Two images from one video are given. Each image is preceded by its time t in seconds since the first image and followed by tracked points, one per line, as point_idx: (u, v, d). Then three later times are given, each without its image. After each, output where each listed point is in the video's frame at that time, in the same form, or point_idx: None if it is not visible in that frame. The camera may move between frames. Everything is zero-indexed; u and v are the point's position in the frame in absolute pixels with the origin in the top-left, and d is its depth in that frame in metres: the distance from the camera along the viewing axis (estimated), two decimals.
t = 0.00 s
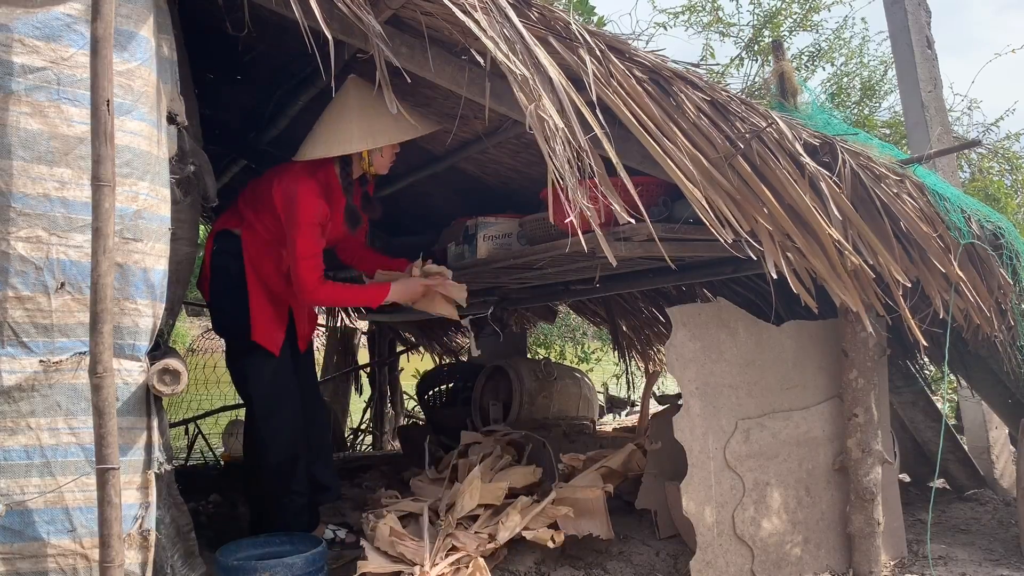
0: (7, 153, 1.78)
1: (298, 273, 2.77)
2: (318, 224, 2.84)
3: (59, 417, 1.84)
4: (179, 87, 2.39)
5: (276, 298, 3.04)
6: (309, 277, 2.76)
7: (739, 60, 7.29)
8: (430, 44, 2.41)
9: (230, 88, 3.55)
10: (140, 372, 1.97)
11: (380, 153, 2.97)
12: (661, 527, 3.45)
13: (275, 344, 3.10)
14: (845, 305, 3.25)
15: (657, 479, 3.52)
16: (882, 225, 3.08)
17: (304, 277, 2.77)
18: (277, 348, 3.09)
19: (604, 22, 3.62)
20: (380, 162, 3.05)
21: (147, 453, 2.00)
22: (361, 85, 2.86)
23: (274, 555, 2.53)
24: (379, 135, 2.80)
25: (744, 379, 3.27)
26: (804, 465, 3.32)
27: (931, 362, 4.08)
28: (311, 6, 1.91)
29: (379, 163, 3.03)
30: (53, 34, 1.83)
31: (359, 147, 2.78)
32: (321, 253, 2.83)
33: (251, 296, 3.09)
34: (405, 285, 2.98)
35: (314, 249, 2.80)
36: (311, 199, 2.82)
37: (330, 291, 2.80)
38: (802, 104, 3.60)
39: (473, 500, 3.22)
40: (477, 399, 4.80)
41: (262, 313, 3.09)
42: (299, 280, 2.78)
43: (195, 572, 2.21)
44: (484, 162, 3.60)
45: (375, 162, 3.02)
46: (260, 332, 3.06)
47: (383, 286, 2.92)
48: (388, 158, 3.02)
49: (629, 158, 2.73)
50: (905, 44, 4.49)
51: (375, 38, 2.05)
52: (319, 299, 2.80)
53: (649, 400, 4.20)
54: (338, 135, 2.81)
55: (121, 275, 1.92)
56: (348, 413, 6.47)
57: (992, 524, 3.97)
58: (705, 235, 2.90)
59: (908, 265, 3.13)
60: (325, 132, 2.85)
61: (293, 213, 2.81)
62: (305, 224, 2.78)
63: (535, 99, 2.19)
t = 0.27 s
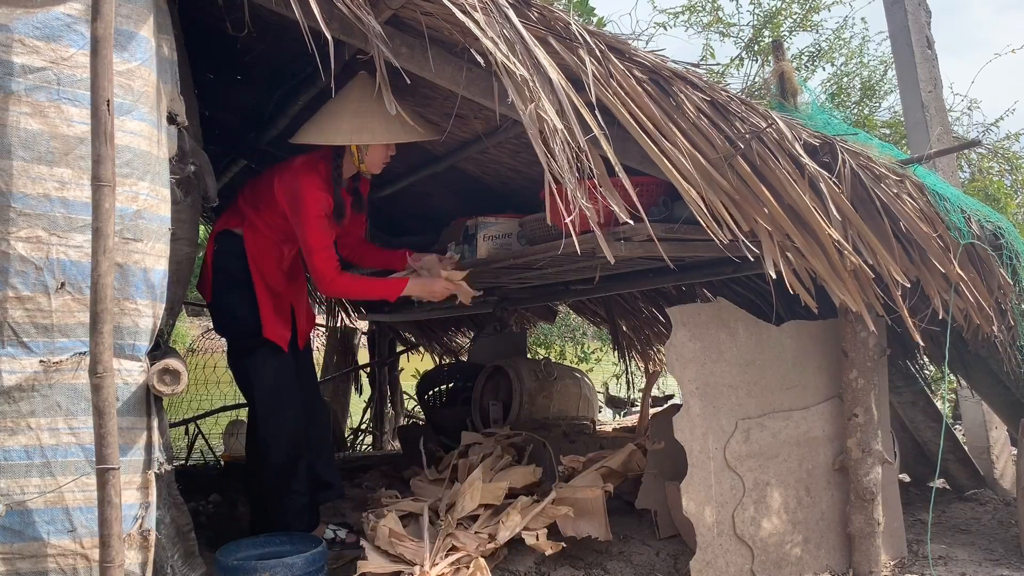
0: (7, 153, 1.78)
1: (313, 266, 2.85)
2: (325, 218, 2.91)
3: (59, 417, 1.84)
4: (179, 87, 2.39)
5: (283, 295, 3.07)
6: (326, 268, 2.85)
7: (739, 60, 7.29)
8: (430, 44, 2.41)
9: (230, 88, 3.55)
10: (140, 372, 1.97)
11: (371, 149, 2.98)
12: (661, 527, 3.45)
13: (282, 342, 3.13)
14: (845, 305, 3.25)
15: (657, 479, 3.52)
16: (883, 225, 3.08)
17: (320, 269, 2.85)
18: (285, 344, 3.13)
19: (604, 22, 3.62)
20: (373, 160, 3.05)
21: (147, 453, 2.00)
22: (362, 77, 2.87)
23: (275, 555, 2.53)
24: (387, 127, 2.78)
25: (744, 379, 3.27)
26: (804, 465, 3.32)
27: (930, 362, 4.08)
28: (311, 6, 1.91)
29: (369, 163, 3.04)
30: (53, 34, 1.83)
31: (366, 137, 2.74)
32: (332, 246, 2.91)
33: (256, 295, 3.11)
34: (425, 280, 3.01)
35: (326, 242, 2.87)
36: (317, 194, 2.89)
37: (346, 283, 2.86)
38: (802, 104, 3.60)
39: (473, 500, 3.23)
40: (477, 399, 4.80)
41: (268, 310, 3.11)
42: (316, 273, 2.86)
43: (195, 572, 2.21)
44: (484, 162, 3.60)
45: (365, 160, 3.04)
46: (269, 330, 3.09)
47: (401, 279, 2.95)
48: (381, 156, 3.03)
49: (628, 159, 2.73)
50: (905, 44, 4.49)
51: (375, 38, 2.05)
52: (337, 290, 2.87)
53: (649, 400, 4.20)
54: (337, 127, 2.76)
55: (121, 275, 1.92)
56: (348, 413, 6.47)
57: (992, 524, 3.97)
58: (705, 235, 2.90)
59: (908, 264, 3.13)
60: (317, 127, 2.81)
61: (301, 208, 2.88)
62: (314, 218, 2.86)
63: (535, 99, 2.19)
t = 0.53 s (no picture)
0: (7, 153, 1.78)
1: (316, 263, 2.87)
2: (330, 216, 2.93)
3: (59, 417, 1.84)
4: (179, 87, 2.39)
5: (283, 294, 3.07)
6: (329, 264, 2.87)
7: (739, 60, 7.29)
8: (429, 44, 2.41)
9: (230, 88, 3.54)
10: (140, 372, 1.97)
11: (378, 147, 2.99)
12: (661, 527, 3.45)
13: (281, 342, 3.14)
14: (845, 305, 3.25)
15: (657, 479, 3.52)
16: (883, 225, 3.08)
17: (324, 266, 2.87)
18: (284, 345, 3.14)
19: (603, 22, 3.62)
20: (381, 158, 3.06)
21: (147, 453, 2.00)
22: (357, 73, 2.89)
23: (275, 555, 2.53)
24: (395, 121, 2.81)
25: (744, 379, 3.27)
26: (804, 465, 3.32)
27: (930, 362, 4.08)
28: (311, 6, 1.91)
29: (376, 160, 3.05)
30: (53, 34, 1.83)
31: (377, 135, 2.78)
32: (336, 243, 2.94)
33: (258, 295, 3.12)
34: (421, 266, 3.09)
35: (330, 240, 2.90)
36: (321, 193, 2.91)
37: (349, 278, 2.91)
38: (802, 104, 3.60)
39: (473, 500, 3.23)
40: (477, 399, 4.80)
41: (269, 311, 3.12)
42: (318, 271, 2.87)
43: (195, 572, 2.21)
44: (483, 162, 3.60)
45: (373, 158, 3.04)
46: (267, 333, 3.10)
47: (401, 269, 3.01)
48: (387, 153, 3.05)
49: (628, 159, 2.73)
50: (905, 44, 4.49)
51: (375, 38, 2.05)
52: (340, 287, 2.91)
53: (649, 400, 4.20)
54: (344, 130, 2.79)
55: (121, 275, 1.92)
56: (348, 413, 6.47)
57: (992, 524, 3.97)
58: (705, 235, 2.90)
59: (908, 264, 3.13)
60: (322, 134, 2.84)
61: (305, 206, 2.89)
62: (318, 216, 2.88)
63: (535, 99, 2.20)
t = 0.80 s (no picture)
0: (7, 153, 1.78)
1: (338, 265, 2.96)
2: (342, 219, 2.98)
3: (59, 417, 1.84)
4: (179, 87, 2.39)
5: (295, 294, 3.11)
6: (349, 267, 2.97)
7: (739, 60, 7.29)
8: (429, 44, 2.41)
9: (230, 88, 3.54)
10: (140, 372, 1.97)
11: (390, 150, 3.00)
12: (661, 527, 3.45)
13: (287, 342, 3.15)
14: (845, 305, 3.25)
15: (657, 479, 3.52)
16: (882, 225, 3.08)
17: (345, 268, 2.97)
18: (290, 345, 3.15)
19: (603, 22, 3.62)
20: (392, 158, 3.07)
21: (147, 453, 2.00)
22: (354, 76, 2.89)
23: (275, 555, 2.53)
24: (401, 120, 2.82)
25: (744, 379, 3.27)
26: (804, 465, 3.32)
27: (931, 362, 4.08)
28: (311, 6, 1.91)
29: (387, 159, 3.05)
30: (53, 34, 1.83)
31: (389, 138, 2.79)
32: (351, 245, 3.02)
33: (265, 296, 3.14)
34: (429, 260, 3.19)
35: (346, 243, 2.98)
36: (332, 196, 2.95)
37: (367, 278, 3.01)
38: (802, 104, 3.60)
39: (473, 500, 3.23)
40: (477, 399, 4.80)
41: (276, 311, 3.14)
42: (339, 273, 2.99)
43: (194, 572, 2.21)
44: (483, 162, 3.60)
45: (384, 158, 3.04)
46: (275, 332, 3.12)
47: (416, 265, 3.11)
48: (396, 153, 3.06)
49: (628, 159, 2.73)
50: (905, 44, 4.49)
51: (375, 38, 2.05)
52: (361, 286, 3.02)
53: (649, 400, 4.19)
54: (355, 140, 2.81)
55: (121, 276, 1.92)
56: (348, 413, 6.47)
57: (992, 524, 3.97)
58: (705, 235, 2.91)
59: (908, 264, 3.13)
60: (331, 148, 2.86)
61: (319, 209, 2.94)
62: (332, 220, 2.94)
63: (534, 99, 2.20)
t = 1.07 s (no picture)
0: (7, 153, 1.78)
1: (348, 271, 2.94)
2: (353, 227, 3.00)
3: (59, 417, 1.84)
4: (179, 86, 2.39)
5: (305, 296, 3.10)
6: (360, 273, 2.95)
7: (739, 60, 7.29)
8: (429, 44, 2.41)
9: (231, 88, 3.55)
10: (140, 372, 1.97)
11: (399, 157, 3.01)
12: (661, 527, 3.45)
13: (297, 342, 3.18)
14: (845, 305, 3.25)
15: (657, 479, 3.53)
16: (882, 225, 3.08)
17: (355, 275, 2.94)
18: (300, 343, 3.18)
19: (603, 22, 3.62)
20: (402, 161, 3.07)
21: (147, 453, 2.00)
22: (358, 86, 2.90)
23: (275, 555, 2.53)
24: (410, 126, 2.82)
25: (745, 379, 3.27)
26: (804, 465, 3.32)
27: (931, 362, 4.08)
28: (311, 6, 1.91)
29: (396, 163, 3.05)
30: (53, 34, 1.83)
31: (397, 145, 2.79)
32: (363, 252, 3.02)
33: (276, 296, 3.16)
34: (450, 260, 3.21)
35: (357, 249, 2.98)
36: (343, 203, 2.98)
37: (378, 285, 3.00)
38: (802, 104, 3.61)
39: (473, 501, 3.23)
40: (477, 399, 4.80)
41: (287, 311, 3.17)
42: (350, 278, 2.95)
43: (194, 572, 2.21)
44: (483, 162, 3.60)
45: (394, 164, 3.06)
46: (286, 331, 3.15)
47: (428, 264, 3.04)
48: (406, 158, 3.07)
49: (628, 159, 2.73)
50: (905, 44, 4.49)
51: (375, 38, 2.05)
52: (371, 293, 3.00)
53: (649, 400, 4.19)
54: (362, 148, 2.81)
55: (121, 275, 1.92)
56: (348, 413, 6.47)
57: (992, 524, 3.97)
58: (705, 234, 2.91)
59: (908, 264, 3.13)
60: (339, 155, 2.86)
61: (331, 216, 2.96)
62: (343, 227, 2.96)
63: (534, 100, 2.20)
